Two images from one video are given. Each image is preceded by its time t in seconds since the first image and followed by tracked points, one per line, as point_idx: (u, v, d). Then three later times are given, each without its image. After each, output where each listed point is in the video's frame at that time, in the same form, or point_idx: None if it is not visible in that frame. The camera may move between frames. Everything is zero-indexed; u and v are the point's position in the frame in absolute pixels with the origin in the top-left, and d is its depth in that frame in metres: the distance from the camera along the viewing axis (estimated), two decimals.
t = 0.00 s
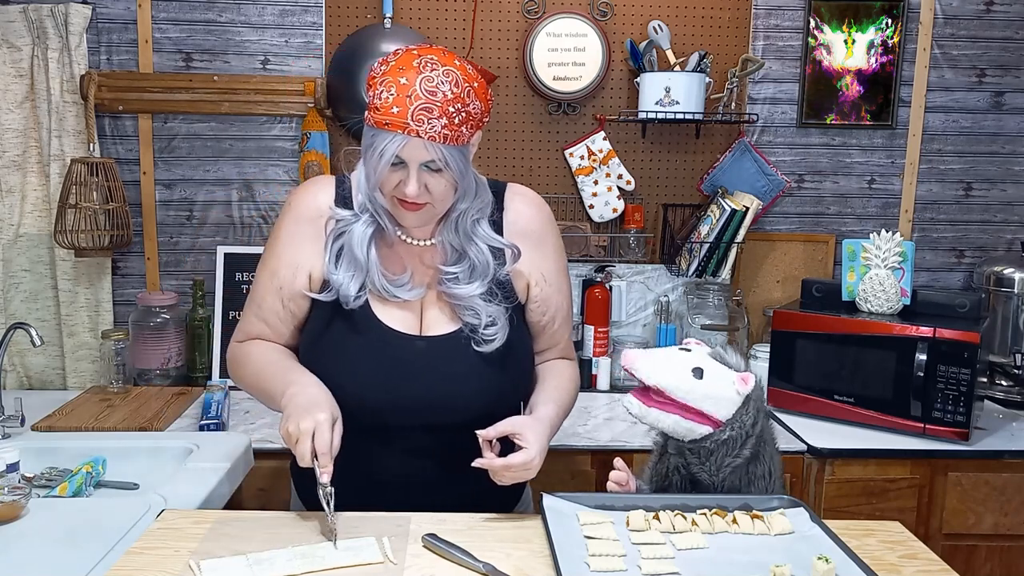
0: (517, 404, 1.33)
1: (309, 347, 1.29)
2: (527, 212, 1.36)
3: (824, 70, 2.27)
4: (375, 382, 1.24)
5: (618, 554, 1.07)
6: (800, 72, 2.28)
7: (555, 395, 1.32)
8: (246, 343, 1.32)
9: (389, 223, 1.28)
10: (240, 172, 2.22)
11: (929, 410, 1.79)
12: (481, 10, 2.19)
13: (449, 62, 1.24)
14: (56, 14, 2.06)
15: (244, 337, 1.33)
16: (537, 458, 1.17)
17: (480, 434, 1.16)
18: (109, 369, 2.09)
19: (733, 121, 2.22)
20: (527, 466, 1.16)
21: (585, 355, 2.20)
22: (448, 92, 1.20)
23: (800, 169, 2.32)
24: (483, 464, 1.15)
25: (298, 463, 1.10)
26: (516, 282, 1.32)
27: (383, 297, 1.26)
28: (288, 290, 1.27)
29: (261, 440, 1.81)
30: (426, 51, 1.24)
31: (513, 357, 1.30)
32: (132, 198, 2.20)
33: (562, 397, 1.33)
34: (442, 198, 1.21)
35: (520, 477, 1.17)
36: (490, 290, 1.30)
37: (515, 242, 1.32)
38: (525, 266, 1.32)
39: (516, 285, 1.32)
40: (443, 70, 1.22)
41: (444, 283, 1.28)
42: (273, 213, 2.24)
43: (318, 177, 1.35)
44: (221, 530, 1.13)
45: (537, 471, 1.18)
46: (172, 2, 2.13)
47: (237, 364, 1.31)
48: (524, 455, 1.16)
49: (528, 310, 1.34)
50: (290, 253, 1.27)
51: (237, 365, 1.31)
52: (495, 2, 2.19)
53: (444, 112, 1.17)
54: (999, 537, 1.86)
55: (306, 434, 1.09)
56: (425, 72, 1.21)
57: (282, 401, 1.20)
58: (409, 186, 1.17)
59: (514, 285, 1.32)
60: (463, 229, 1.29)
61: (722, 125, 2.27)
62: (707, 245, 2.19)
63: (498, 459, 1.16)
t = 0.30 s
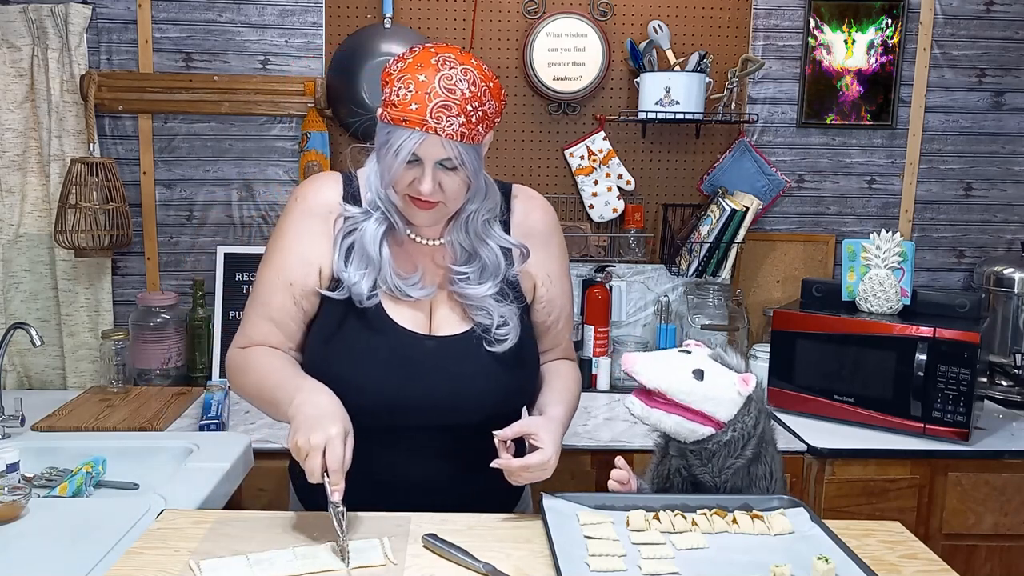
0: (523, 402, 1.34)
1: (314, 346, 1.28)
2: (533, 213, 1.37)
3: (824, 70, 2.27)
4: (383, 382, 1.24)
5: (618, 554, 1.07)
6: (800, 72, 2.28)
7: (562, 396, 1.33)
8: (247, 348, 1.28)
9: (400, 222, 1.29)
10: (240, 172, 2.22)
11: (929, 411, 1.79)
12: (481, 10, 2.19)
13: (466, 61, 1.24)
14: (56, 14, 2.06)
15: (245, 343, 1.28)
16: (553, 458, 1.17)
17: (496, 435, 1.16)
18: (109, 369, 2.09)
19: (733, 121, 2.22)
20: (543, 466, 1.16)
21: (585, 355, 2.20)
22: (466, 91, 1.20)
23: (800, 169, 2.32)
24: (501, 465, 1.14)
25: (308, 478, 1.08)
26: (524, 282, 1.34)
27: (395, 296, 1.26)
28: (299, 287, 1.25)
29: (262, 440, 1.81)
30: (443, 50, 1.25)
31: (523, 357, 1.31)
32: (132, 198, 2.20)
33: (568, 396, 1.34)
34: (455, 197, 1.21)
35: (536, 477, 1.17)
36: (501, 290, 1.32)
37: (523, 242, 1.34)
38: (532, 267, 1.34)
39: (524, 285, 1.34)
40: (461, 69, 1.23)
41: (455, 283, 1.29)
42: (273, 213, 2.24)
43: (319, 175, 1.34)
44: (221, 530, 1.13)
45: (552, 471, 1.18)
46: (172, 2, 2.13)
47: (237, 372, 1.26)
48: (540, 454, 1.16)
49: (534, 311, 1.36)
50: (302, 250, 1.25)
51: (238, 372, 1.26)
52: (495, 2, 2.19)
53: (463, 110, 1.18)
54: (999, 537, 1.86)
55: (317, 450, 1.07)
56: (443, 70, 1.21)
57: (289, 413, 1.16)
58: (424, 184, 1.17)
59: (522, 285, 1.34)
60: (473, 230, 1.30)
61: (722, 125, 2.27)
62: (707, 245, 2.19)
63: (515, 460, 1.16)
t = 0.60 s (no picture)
0: (526, 398, 1.34)
1: (318, 342, 1.27)
2: (534, 210, 1.38)
3: (824, 70, 2.27)
4: (387, 379, 1.24)
5: (618, 554, 1.07)
6: (800, 72, 2.28)
7: (564, 393, 1.33)
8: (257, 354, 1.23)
9: (404, 217, 1.29)
10: (240, 172, 2.22)
11: (929, 410, 1.79)
12: (481, 10, 2.19)
13: (469, 57, 1.24)
14: (56, 14, 2.06)
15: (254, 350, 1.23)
16: (557, 454, 1.17)
17: (501, 432, 1.15)
18: (109, 369, 2.09)
19: (733, 121, 2.22)
20: (548, 463, 1.15)
21: (585, 355, 2.20)
22: (469, 85, 1.20)
23: (800, 169, 2.32)
24: (505, 462, 1.14)
25: (310, 498, 1.03)
26: (527, 278, 1.35)
27: (400, 290, 1.26)
28: (312, 280, 1.24)
29: (262, 440, 1.81)
30: (447, 46, 1.25)
31: (527, 353, 1.31)
32: (132, 198, 2.20)
33: (571, 392, 1.34)
34: (457, 192, 1.21)
35: (539, 473, 1.17)
36: (505, 285, 1.32)
37: (525, 238, 1.35)
38: (534, 263, 1.35)
39: (527, 282, 1.35)
40: (464, 64, 1.23)
41: (460, 278, 1.29)
42: (273, 213, 2.24)
43: (319, 174, 1.34)
44: (221, 530, 1.13)
45: (554, 467, 1.17)
46: (172, 2, 2.13)
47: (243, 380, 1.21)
48: (546, 451, 1.16)
49: (536, 307, 1.38)
50: (311, 245, 1.24)
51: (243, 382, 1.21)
52: (495, 2, 2.19)
53: (466, 104, 1.18)
54: (999, 537, 1.86)
55: (319, 471, 1.02)
56: (446, 65, 1.21)
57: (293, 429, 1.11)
58: (426, 178, 1.17)
59: (525, 282, 1.35)
60: (477, 226, 1.30)
61: (722, 125, 2.27)
62: (707, 245, 2.19)
63: (520, 456, 1.15)
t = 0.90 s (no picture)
0: (531, 399, 1.33)
1: (320, 339, 1.28)
2: (544, 210, 1.36)
3: (824, 70, 2.27)
4: (387, 378, 1.24)
5: (618, 554, 1.07)
6: (800, 72, 2.28)
7: (575, 395, 1.33)
8: (257, 334, 1.33)
9: (408, 216, 1.29)
10: (240, 172, 2.22)
11: (929, 410, 1.79)
12: (481, 10, 2.19)
13: (473, 56, 1.25)
14: (56, 14, 2.06)
15: (255, 330, 1.33)
16: (566, 459, 1.17)
17: (509, 437, 1.16)
18: (109, 369, 2.09)
19: (733, 121, 2.22)
20: (558, 467, 1.16)
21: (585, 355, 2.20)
22: (473, 84, 1.20)
23: (800, 169, 2.33)
24: (514, 465, 1.15)
25: (305, 454, 1.11)
26: (534, 279, 1.33)
27: (401, 290, 1.27)
28: (299, 283, 1.27)
29: (261, 440, 1.81)
30: (452, 46, 1.25)
31: (532, 354, 1.30)
32: (132, 198, 2.20)
33: (580, 395, 1.33)
34: (463, 191, 1.20)
35: (548, 478, 1.16)
36: (510, 285, 1.31)
37: (532, 238, 1.33)
38: (542, 263, 1.33)
39: (534, 283, 1.33)
40: (468, 63, 1.23)
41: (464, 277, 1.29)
42: (273, 213, 2.24)
43: (332, 173, 1.34)
44: (222, 530, 1.13)
45: (564, 472, 1.18)
46: (172, 2, 2.13)
47: (247, 356, 1.31)
48: (555, 455, 1.16)
49: (546, 308, 1.35)
50: (304, 248, 1.26)
51: (245, 358, 1.31)
52: (495, 2, 2.19)
53: (470, 102, 1.18)
54: (999, 537, 1.86)
55: (310, 427, 1.10)
56: (450, 64, 1.22)
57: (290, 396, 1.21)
58: (431, 177, 1.17)
59: (531, 283, 1.33)
60: (482, 225, 1.29)
61: (722, 125, 2.27)
62: (707, 245, 2.18)
63: (528, 461, 1.16)
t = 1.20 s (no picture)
0: (534, 403, 1.33)
1: (328, 339, 1.29)
2: (552, 213, 1.35)
3: (824, 70, 2.27)
4: (390, 379, 1.24)
5: (618, 554, 1.07)
6: (800, 72, 2.28)
7: (579, 400, 1.32)
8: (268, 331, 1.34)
9: (412, 219, 1.29)
10: (240, 172, 2.22)
11: (929, 411, 1.79)
12: (481, 10, 2.19)
13: (474, 59, 1.24)
14: (56, 14, 2.06)
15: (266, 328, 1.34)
16: (560, 460, 1.17)
17: (502, 436, 1.16)
18: (109, 369, 2.09)
19: (733, 121, 2.22)
20: (549, 468, 1.16)
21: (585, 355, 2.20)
22: (472, 88, 1.20)
23: (800, 169, 2.33)
24: (505, 465, 1.15)
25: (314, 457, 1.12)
26: (539, 282, 1.32)
27: (404, 292, 1.27)
28: (307, 286, 1.28)
29: (261, 440, 1.80)
30: (453, 48, 1.25)
31: (535, 357, 1.30)
32: (132, 198, 2.21)
33: (586, 399, 1.33)
34: (465, 195, 1.21)
35: (541, 479, 1.17)
36: (513, 288, 1.30)
37: (537, 241, 1.32)
38: (548, 266, 1.32)
39: (539, 286, 1.32)
40: (468, 66, 1.22)
41: (467, 280, 1.29)
42: (273, 213, 2.24)
43: (343, 174, 1.35)
44: (222, 530, 1.13)
45: (558, 474, 1.18)
46: (172, 2, 2.13)
47: (259, 353, 1.33)
48: (546, 456, 1.16)
49: (551, 311, 1.34)
50: (311, 249, 1.27)
51: (258, 358, 1.33)
52: (495, 2, 2.19)
53: (468, 107, 1.17)
54: (999, 537, 1.85)
55: (319, 430, 1.11)
56: (450, 68, 1.21)
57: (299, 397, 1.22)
58: (432, 181, 1.17)
59: (536, 285, 1.32)
60: (486, 228, 1.29)
61: (722, 125, 2.27)
62: (707, 245, 2.19)
63: (521, 461, 1.16)
